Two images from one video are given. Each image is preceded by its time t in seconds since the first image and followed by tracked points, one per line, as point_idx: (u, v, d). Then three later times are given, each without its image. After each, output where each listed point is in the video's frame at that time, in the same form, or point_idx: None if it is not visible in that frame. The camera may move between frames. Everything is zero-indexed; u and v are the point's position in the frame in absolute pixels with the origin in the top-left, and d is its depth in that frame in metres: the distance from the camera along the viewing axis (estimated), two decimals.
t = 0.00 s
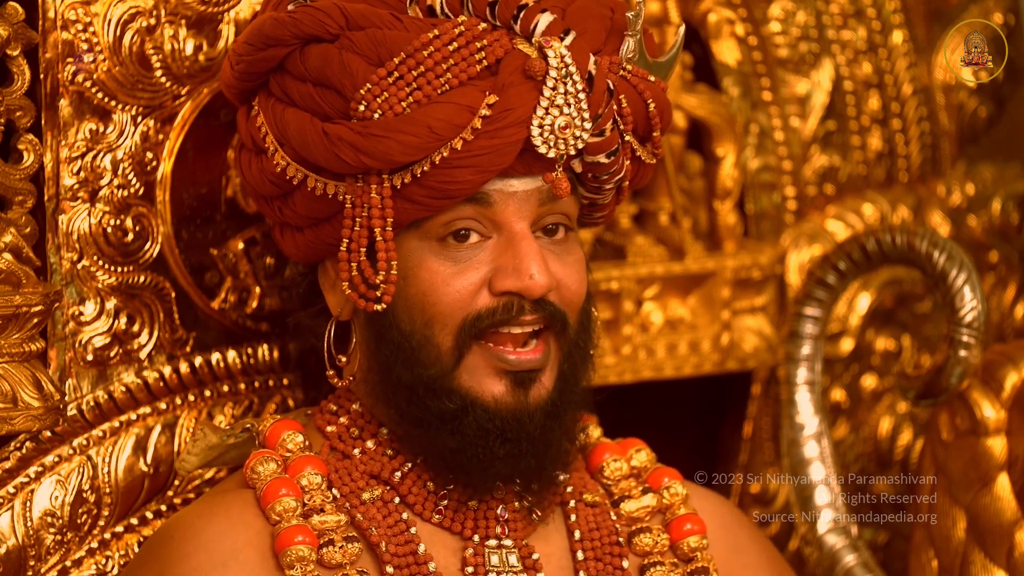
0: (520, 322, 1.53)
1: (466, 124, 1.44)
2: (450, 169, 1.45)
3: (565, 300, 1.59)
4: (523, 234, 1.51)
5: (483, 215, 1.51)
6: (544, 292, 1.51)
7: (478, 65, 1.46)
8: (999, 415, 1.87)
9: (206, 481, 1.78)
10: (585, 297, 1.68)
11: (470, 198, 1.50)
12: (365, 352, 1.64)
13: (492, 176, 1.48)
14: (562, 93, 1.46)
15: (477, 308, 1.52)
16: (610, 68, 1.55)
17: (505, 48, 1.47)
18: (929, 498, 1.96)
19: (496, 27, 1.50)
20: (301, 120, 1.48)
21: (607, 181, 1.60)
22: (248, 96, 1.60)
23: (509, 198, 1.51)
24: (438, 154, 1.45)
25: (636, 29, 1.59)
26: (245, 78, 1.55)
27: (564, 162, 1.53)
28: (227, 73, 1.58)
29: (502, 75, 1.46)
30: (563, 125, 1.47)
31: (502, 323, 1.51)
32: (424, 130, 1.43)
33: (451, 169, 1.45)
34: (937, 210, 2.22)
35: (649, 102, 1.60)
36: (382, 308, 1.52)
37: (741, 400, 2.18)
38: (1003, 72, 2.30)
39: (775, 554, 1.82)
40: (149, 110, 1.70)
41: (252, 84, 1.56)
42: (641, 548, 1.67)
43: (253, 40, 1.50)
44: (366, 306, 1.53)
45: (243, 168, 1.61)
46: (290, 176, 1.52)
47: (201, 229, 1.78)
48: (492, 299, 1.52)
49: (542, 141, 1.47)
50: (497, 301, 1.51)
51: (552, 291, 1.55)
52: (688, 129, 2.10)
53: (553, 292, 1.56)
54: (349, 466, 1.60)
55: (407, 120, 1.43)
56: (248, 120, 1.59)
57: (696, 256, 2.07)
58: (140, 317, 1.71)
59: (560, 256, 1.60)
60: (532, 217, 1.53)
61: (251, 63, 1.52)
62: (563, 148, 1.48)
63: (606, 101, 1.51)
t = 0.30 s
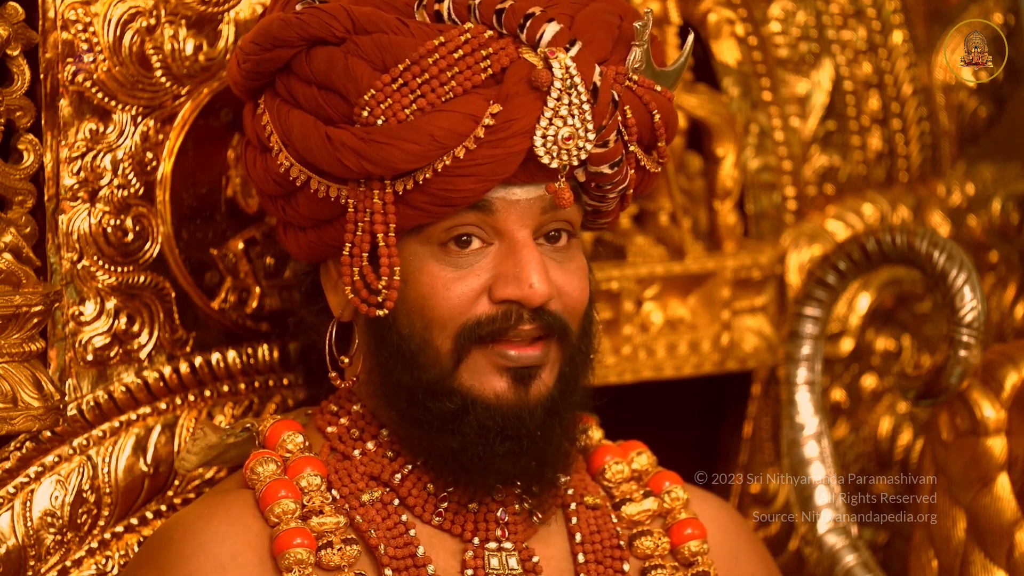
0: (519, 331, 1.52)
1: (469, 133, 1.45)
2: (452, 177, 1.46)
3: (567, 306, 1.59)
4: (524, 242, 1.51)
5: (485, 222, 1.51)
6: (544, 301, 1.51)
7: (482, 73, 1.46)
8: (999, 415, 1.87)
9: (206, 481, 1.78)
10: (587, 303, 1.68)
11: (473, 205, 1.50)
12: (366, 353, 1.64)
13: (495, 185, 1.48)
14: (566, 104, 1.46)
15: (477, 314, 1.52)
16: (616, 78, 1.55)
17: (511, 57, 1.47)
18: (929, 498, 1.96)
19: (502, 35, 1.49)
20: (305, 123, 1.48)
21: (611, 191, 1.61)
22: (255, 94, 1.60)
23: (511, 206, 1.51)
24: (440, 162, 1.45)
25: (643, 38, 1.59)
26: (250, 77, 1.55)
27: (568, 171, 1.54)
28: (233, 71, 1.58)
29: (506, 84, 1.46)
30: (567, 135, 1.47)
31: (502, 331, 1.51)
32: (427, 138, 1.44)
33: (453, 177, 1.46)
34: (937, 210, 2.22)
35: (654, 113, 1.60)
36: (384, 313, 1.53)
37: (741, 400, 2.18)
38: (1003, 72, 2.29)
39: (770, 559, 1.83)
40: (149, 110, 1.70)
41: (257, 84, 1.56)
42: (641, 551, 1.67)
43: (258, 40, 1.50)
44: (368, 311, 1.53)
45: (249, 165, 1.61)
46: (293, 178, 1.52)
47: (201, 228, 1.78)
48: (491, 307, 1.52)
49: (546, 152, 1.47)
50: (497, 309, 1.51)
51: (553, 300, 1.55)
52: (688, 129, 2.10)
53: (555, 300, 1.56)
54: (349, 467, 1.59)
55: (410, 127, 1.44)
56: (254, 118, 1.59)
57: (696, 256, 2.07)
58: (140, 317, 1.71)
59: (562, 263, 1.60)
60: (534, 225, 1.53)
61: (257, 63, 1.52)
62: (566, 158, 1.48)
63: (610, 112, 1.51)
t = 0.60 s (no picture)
0: (520, 332, 1.53)
1: (467, 133, 1.45)
2: (451, 177, 1.45)
3: (568, 305, 1.59)
4: (524, 242, 1.51)
5: (484, 223, 1.51)
6: (544, 301, 1.51)
7: (481, 74, 1.46)
8: (999, 415, 1.87)
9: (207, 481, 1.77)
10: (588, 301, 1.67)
11: (471, 206, 1.49)
12: (366, 353, 1.64)
13: (494, 185, 1.48)
14: (565, 104, 1.46)
15: (477, 314, 1.52)
16: (614, 77, 1.55)
17: (509, 57, 1.47)
18: (929, 498, 1.96)
19: (500, 35, 1.49)
20: (304, 124, 1.48)
21: (610, 190, 1.60)
22: (254, 94, 1.60)
23: (510, 207, 1.50)
24: (439, 162, 1.45)
25: (641, 38, 1.57)
26: (249, 78, 1.55)
27: (567, 171, 1.53)
28: (232, 71, 1.58)
29: (505, 85, 1.45)
30: (565, 136, 1.46)
31: (503, 332, 1.52)
32: (425, 139, 1.43)
33: (452, 177, 1.45)
34: (937, 210, 2.22)
35: (653, 112, 1.60)
36: (384, 314, 1.53)
37: (741, 401, 2.18)
38: (1004, 72, 2.29)
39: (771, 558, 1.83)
40: (149, 110, 1.70)
41: (256, 84, 1.56)
42: (643, 551, 1.67)
43: (256, 41, 1.50)
44: (368, 312, 1.53)
45: (247, 165, 1.61)
46: (292, 179, 1.52)
47: (201, 228, 1.78)
48: (491, 307, 1.52)
49: (544, 152, 1.47)
50: (496, 309, 1.52)
51: (552, 299, 1.55)
52: (688, 129, 2.10)
53: (555, 299, 1.56)
54: (350, 468, 1.59)
55: (408, 129, 1.44)
56: (252, 117, 1.59)
57: (696, 256, 2.07)
58: (140, 317, 1.71)
59: (561, 262, 1.59)
60: (533, 226, 1.52)
61: (255, 64, 1.52)
62: (565, 159, 1.48)
63: (609, 111, 1.51)
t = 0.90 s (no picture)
0: (517, 329, 1.53)
1: (463, 131, 1.45)
2: (447, 175, 1.46)
3: (565, 302, 1.59)
4: (520, 239, 1.51)
5: (481, 220, 1.51)
6: (540, 298, 1.51)
7: (476, 71, 1.46)
8: (999, 415, 1.86)
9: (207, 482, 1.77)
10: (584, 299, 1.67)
11: (468, 203, 1.50)
12: (363, 353, 1.64)
13: (489, 183, 1.48)
14: (560, 101, 1.46)
15: (474, 311, 1.52)
16: (609, 74, 1.55)
17: (503, 54, 1.47)
18: (929, 498, 1.96)
19: (494, 32, 1.49)
20: (299, 124, 1.48)
21: (606, 187, 1.60)
22: (249, 95, 1.60)
23: (506, 204, 1.51)
24: (434, 160, 1.45)
25: (636, 34, 1.58)
26: (244, 78, 1.55)
27: (562, 168, 1.53)
28: (228, 71, 1.58)
29: (499, 82, 1.46)
30: (561, 132, 1.47)
31: (500, 328, 1.51)
32: (420, 136, 1.44)
33: (448, 175, 1.46)
34: (937, 210, 2.22)
35: (648, 108, 1.60)
36: (379, 313, 1.54)
37: (741, 401, 2.19)
38: (1003, 72, 2.29)
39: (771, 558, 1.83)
40: (149, 110, 1.70)
41: (251, 84, 1.56)
42: (642, 551, 1.67)
43: (252, 41, 1.50)
44: (363, 310, 1.54)
45: (243, 166, 1.61)
46: (288, 179, 1.52)
47: (201, 228, 1.78)
48: (488, 303, 1.52)
49: (539, 148, 1.47)
50: (494, 306, 1.52)
51: (549, 296, 1.55)
52: (688, 129, 2.10)
53: (551, 296, 1.56)
54: (347, 469, 1.59)
55: (404, 127, 1.44)
56: (248, 119, 1.59)
57: (696, 256, 2.07)
58: (140, 317, 1.71)
59: (558, 259, 1.60)
60: (529, 223, 1.53)
61: (250, 65, 1.52)
62: (561, 155, 1.48)
63: (604, 108, 1.50)
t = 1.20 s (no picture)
0: (514, 324, 1.53)
1: (458, 125, 1.45)
2: (442, 170, 1.46)
3: (561, 299, 1.59)
4: (516, 235, 1.51)
5: (476, 217, 1.51)
6: (537, 293, 1.51)
7: (470, 66, 1.46)
8: (999, 415, 1.86)
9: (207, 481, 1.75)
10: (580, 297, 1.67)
11: (463, 199, 1.50)
12: (361, 352, 1.64)
13: (484, 178, 1.48)
14: (555, 94, 1.46)
15: (472, 308, 1.52)
16: (604, 69, 1.56)
17: (498, 49, 1.47)
18: (929, 497, 1.96)
19: (489, 27, 1.49)
20: (294, 121, 1.48)
21: (601, 182, 1.60)
22: (244, 96, 1.60)
23: (502, 200, 1.50)
24: (430, 155, 1.45)
25: (630, 29, 1.61)
26: (238, 78, 1.55)
27: (558, 163, 1.53)
28: (222, 72, 1.58)
29: (494, 76, 1.46)
30: (556, 126, 1.46)
31: (497, 325, 1.51)
32: (415, 131, 1.44)
33: (443, 169, 1.46)
34: (937, 210, 2.22)
35: (642, 103, 1.61)
36: (375, 309, 1.53)
37: (741, 401, 2.19)
38: (1003, 72, 2.28)
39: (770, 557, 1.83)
40: (149, 110, 1.70)
41: (246, 84, 1.56)
42: (640, 548, 1.67)
43: (246, 40, 1.50)
44: (360, 306, 1.54)
45: (239, 166, 1.62)
46: (283, 177, 1.52)
47: (201, 228, 1.78)
48: (485, 300, 1.52)
49: (534, 142, 1.47)
50: (491, 303, 1.51)
51: (545, 292, 1.55)
52: (688, 129, 2.10)
53: (548, 292, 1.56)
54: (345, 468, 1.59)
55: (400, 122, 1.44)
56: (243, 119, 1.59)
57: (696, 256, 2.07)
58: (140, 317, 1.71)
59: (554, 257, 1.59)
60: (525, 218, 1.53)
61: (245, 64, 1.52)
62: (556, 149, 1.48)
63: (599, 102, 1.52)
